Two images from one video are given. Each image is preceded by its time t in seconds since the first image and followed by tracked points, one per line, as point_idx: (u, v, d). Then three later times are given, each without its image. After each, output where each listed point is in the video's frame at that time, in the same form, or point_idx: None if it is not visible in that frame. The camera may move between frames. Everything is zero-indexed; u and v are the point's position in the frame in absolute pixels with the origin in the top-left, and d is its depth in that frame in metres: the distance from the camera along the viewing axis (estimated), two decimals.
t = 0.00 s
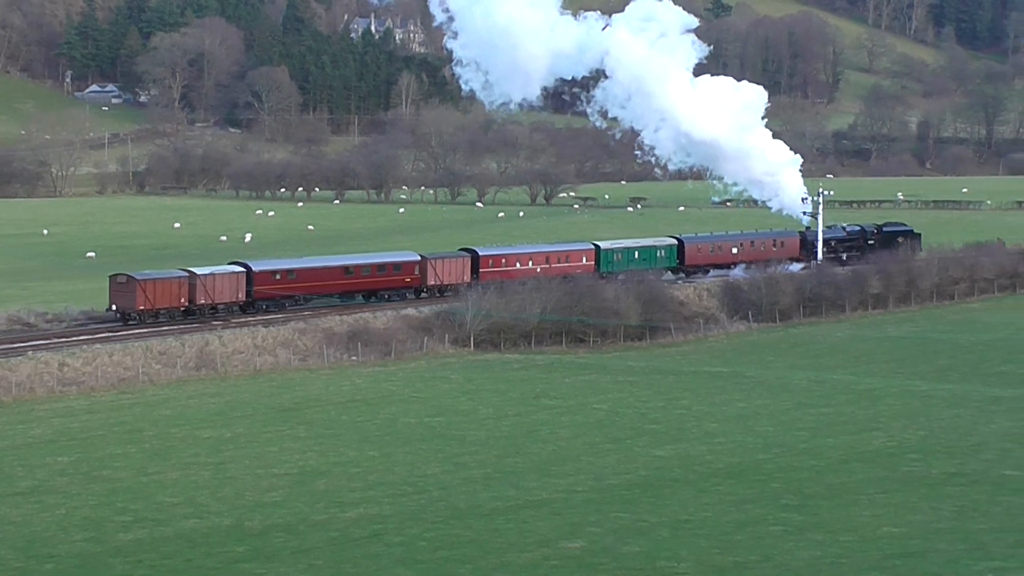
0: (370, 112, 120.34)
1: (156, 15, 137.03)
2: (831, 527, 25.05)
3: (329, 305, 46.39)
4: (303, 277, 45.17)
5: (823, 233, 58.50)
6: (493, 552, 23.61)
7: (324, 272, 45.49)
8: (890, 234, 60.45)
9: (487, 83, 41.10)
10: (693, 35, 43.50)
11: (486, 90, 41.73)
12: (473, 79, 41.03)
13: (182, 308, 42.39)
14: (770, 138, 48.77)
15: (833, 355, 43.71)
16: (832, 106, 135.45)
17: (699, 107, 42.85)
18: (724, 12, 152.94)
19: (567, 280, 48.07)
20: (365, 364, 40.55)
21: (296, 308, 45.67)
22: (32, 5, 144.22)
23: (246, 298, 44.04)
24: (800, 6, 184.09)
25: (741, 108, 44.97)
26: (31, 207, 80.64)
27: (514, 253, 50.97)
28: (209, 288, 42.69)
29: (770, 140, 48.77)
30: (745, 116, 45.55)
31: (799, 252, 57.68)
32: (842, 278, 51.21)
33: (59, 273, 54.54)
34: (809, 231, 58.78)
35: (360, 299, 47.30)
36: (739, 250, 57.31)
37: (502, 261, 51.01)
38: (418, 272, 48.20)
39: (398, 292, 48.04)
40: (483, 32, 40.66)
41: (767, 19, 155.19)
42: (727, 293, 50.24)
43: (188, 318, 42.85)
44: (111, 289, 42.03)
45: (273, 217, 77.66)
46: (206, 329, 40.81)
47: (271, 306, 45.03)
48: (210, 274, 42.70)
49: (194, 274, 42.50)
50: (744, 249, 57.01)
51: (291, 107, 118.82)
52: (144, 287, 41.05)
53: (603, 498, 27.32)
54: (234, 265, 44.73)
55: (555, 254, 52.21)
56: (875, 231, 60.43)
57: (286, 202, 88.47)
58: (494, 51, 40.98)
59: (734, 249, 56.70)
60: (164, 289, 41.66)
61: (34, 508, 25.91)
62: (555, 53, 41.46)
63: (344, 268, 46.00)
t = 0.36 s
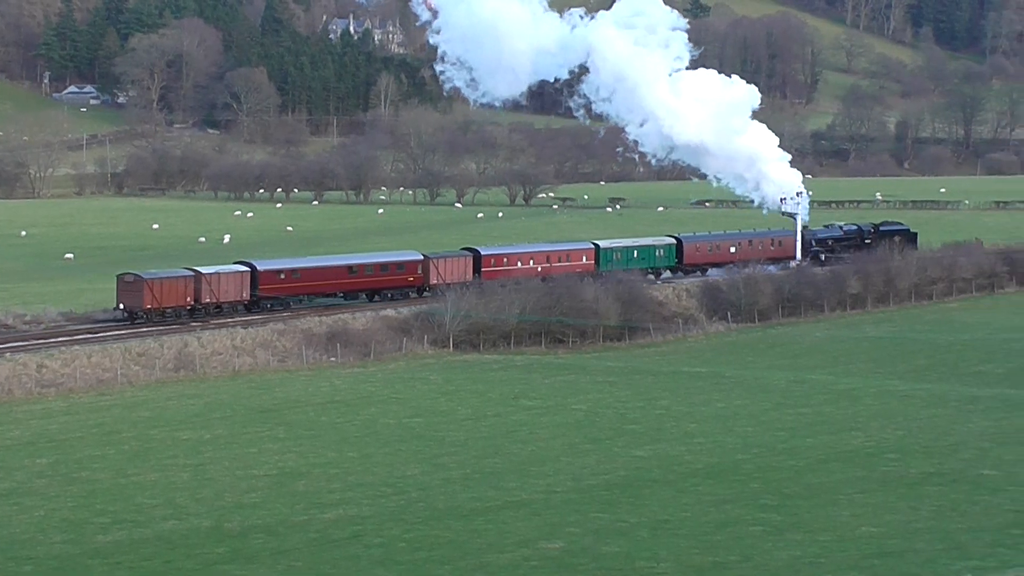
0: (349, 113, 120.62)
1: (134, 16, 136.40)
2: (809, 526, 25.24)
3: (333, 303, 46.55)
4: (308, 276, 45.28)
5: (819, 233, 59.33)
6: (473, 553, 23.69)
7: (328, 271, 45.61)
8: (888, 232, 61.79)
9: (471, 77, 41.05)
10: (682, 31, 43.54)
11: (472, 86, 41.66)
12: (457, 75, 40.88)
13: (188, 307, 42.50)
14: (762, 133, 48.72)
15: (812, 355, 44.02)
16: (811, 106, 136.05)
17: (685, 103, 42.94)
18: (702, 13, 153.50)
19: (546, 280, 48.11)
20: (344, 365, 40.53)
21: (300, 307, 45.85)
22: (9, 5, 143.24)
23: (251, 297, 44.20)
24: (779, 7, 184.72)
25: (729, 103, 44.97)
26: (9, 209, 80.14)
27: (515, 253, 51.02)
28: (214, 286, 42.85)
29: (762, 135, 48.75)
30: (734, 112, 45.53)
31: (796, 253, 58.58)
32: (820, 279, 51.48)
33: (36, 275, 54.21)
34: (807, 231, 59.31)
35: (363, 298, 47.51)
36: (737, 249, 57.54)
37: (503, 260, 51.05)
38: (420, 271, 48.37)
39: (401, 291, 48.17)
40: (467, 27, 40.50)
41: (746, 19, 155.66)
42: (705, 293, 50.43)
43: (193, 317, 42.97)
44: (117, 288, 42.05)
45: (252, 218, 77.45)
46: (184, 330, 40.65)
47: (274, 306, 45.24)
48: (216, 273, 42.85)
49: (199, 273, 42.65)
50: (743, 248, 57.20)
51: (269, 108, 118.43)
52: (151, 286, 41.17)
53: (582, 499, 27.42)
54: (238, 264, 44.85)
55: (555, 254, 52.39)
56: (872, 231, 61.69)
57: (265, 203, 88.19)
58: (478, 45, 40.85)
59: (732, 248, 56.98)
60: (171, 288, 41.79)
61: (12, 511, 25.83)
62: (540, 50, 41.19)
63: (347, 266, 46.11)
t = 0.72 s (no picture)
0: (333, 111, 120.75)
1: (118, 14, 135.80)
2: (793, 526, 25.37)
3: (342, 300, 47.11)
4: (317, 273, 45.80)
5: (823, 230, 58.97)
6: (457, 552, 23.73)
7: (336, 268, 46.14)
8: (890, 232, 61.70)
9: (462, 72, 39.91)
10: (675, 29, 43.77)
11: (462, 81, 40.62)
12: (448, 70, 40.24)
13: (198, 303, 43.13)
14: (761, 129, 48.78)
15: (796, 354, 44.23)
16: (795, 105, 136.41)
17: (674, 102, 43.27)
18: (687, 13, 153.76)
19: (530, 279, 48.07)
20: (328, 364, 40.49)
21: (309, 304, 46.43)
22: None
23: (261, 294, 44.79)
24: (763, 6, 185.09)
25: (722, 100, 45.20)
26: None
27: (522, 250, 51.02)
28: (224, 283, 43.45)
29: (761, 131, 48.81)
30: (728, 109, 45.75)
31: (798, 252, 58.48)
32: (805, 278, 51.61)
33: (19, 275, 53.91)
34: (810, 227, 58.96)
35: (372, 295, 47.95)
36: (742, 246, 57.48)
37: (510, 258, 51.05)
38: (428, 268, 48.64)
39: (409, 288, 48.49)
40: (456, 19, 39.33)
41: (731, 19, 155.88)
42: (690, 293, 50.48)
43: (204, 314, 43.65)
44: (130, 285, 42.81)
45: (235, 217, 77.28)
46: (168, 329, 40.50)
47: (285, 302, 45.85)
48: (226, 270, 43.46)
49: (210, 270, 43.26)
50: (747, 246, 57.31)
51: (254, 107, 118.07)
52: (163, 284, 41.81)
53: (567, 498, 27.49)
54: (250, 261, 45.47)
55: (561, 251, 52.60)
56: (874, 230, 61.64)
57: (248, 202, 87.92)
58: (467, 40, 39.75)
59: (736, 246, 57.01)
60: (182, 284, 42.44)
61: None
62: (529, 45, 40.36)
63: (356, 264, 46.62)
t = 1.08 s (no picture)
0: (318, 111, 120.79)
1: (102, 14, 135.11)
2: (777, 526, 25.51)
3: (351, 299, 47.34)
4: (326, 271, 46.04)
5: (824, 231, 60.16)
6: (441, 552, 23.76)
7: (346, 266, 46.42)
8: (891, 230, 62.05)
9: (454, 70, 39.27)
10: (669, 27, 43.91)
11: (452, 79, 39.79)
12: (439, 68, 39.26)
13: (208, 301, 43.51)
14: (759, 128, 48.90)
15: (780, 353, 44.48)
16: (780, 105, 136.84)
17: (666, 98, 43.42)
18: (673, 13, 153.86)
19: (514, 279, 48.05)
20: (312, 365, 40.47)
21: (319, 302, 46.62)
22: None
23: (271, 293, 45.06)
24: (748, 7, 185.43)
25: (716, 99, 45.33)
26: None
27: (527, 249, 51.58)
28: (234, 282, 43.76)
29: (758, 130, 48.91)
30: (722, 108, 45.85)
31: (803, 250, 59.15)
32: (789, 278, 51.77)
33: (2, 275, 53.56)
34: (813, 227, 60.11)
35: (379, 294, 48.20)
36: (744, 246, 57.95)
37: (516, 257, 51.60)
38: (435, 267, 49.23)
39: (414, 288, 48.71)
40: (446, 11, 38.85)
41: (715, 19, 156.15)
42: (674, 293, 50.52)
43: (214, 311, 44.03)
44: (141, 281, 43.26)
45: (219, 217, 77.11)
46: (151, 328, 40.32)
47: (293, 301, 46.13)
48: (236, 268, 43.75)
49: (220, 268, 43.56)
50: (748, 245, 57.79)
51: (239, 107, 117.74)
52: (173, 280, 42.28)
53: (551, 498, 27.56)
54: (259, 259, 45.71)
55: (565, 250, 52.87)
56: (876, 228, 62.05)
57: (233, 202, 87.67)
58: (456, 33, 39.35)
59: (738, 245, 57.47)
60: (192, 282, 42.83)
61: None
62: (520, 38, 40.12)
63: (365, 263, 46.94)
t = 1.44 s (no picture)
0: (299, 112, 120.54)
1: (82, 15, 134.18)
2: (759, 526, 25.65)
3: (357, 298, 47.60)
4: (333, 271, 46.43)
5: (824, 230, 60.64)
6: (424, 553, 23.81)
7: (353, 265, 46.82)
8: (890, 229, 62.43)
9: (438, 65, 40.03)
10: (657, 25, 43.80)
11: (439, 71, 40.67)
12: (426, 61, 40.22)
13: (216, 301, 43.73)
14: (756, 129, 48.60)
15: (761, 353, 44.71)
16: (761, 105, 137.20)
17: (656, 95, 43.15)
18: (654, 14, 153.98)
19: (497, 280, 48.07)
20: (294, 366, 40.43)
21: (327, 302, 46.88)
22: None
23: (279, 292, 45.21)
24: (729, 7, 185.77)
25: (711, 97, 44.94)
26: None
27: (530, 249, 51.75)
28: (242, 281, 43.99)
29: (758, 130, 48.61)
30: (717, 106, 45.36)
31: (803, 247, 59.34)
32: (771, 278, 51.94)
33: None
34: (813, 227, 60.59)
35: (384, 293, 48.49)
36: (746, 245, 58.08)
37: (519, 256, 51.75)
38: (440, 266, 49.58)
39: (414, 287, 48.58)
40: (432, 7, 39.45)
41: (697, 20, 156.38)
42: (656, 293, 50.62)
43: (222, 310, 44.26)
44: (150, 281, 43.50)
45: (201, 219, 76.72)
46: (133, 330, 40.18)
47: (301, 301, 46.33)
48: (244, 268, 43.97)
49: (228, 268, 43.76)
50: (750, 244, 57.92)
51: (220, 108, 117.29)
52: (181, 279, 42.51)
53: (534, 499, 27.65)
54: (267, 260, 45.99)
55: (568, 250, 52.90)
56: (875, 228, 62.39)
57: (214, 203, 87.29)
58: (444, 30, 39.91)
59: (739, 244, 57.81)
60: (200, 281, 43.05)
61: None
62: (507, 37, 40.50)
63: (371, 262, 47.35)
